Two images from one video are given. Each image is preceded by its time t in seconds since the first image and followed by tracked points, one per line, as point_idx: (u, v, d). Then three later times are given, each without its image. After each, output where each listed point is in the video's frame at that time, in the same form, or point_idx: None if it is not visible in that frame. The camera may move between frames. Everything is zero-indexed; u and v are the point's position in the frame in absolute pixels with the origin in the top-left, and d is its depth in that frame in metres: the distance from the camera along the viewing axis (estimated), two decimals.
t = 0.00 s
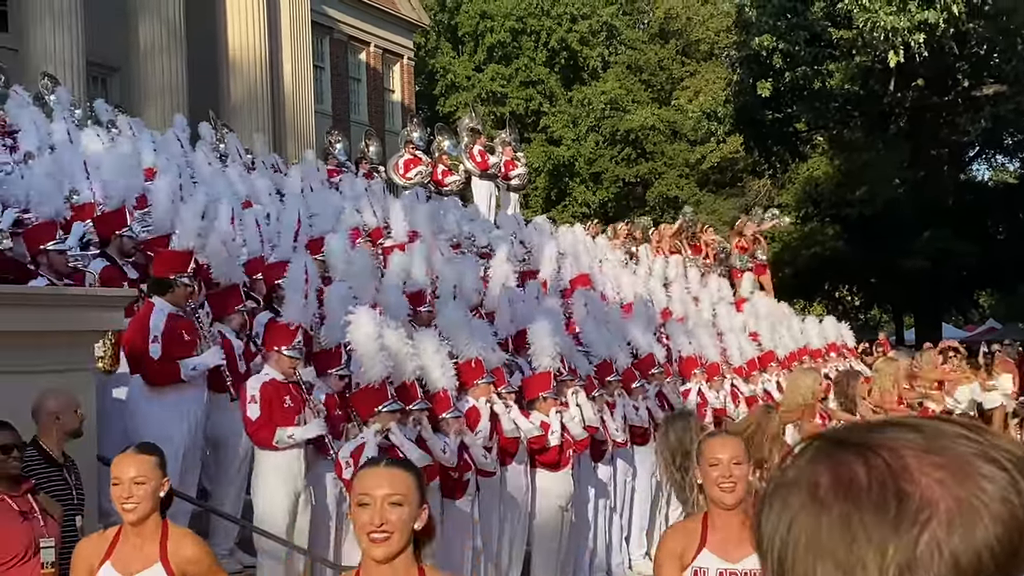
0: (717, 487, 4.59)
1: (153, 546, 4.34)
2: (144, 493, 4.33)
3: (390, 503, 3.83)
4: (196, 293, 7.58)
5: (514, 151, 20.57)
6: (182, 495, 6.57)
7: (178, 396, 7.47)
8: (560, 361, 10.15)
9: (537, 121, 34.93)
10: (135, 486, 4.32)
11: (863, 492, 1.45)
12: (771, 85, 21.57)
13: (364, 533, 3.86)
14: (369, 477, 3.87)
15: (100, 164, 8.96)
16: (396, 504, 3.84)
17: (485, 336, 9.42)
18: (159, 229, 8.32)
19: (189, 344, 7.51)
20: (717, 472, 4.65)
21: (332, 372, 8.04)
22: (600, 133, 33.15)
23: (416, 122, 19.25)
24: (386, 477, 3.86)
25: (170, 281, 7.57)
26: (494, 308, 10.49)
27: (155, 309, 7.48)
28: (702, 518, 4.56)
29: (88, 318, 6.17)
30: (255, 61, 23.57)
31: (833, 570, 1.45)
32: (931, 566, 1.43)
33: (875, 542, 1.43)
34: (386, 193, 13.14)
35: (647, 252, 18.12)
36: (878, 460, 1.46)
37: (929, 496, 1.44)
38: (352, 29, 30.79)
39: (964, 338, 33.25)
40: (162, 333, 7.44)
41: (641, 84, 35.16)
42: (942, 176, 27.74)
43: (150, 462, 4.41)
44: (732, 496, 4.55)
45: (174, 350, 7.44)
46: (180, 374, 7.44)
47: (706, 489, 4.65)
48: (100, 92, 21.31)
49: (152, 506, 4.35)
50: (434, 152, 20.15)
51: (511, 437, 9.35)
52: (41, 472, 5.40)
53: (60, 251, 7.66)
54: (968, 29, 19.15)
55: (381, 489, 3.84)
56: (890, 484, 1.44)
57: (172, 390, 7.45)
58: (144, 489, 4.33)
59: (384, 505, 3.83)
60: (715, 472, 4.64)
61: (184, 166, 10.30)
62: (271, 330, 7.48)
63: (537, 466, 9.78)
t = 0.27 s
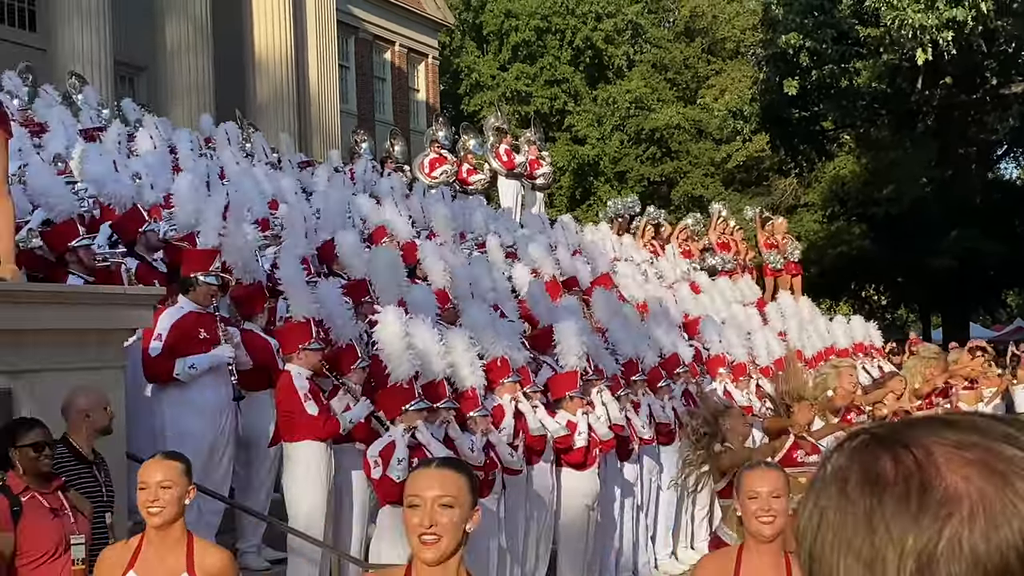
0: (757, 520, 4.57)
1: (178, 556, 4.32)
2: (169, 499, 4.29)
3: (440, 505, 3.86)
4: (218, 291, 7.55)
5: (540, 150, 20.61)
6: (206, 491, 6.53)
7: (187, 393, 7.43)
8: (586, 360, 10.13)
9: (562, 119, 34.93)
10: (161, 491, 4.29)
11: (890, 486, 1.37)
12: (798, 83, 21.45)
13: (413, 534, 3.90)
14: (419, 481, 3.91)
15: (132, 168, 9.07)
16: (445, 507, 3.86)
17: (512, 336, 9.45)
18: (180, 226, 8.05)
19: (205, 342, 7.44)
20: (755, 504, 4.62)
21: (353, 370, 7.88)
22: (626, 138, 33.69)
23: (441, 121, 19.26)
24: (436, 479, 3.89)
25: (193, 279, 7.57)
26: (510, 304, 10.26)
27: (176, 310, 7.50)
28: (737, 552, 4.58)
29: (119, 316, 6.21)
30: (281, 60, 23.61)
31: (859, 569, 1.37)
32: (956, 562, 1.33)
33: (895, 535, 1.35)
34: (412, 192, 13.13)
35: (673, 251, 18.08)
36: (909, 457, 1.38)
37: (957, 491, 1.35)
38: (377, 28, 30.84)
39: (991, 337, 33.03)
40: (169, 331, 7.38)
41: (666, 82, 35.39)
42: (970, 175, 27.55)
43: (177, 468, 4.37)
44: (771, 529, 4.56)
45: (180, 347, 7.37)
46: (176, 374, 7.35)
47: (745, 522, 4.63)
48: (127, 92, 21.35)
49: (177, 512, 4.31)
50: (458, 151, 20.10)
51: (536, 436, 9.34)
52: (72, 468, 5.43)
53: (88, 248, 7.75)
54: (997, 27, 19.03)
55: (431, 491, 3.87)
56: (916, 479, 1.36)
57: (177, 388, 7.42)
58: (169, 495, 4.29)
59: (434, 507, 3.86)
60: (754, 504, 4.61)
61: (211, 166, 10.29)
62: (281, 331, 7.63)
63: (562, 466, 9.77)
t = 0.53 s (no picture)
0: (777, 482, 4.45)
1: (205, 515, 4.15)
2: (193, 467, 4.13)
3: (457, 446, 3.14)
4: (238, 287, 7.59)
5: (560, 148, 20.61)
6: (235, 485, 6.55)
7: (208, 391, 7.49)
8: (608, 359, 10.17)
9: (582, 118, 34.91)
10: (185, 461, 4.13)
11: (934, 480, 1.52)
12: (820, 80, 21.28)
13: (434, 479, 3.18)
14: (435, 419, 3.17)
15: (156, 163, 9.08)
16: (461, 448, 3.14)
17: (535, 335, 9.52)
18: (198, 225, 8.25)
19: (224, 339, 7.48)
20: (774, 469, 4.47)
21: (373, 368, 7.91)
22: (647, 136, 33.71)
23: (461, 120, 19.27)
24: (453, 417, 3.15)
25: (214, 276, 7.61)
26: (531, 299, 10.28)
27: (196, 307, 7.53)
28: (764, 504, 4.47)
29: (143, 315, 6.25)
30: (302, 59, 23.66)
31: (900, 559, 1.52)
32: (998, 554, 1.47)
33: (941, 528, 1.49)
34: (433, 191, 13.14)
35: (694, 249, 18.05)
36: (950, 451, 1.54)
37: (1000, 484, 1.51)
38: (398, 28, 30.88)
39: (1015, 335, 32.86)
40: (191, 328, 7.44)
41: (687, 80, 35.28)
42: (993, 173, 27.39)
43: (198, 434, 4.18)
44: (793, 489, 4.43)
45: (199, 344, 7.42)
46: (194, 370, 7.41)
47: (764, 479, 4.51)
48: (150, 91, 21.31)
49: (204, 478, 4.15)
50: (481, 150, 20.15)
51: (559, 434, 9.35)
52: (96, 466, 5.45)
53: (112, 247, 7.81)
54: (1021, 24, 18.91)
55: (446, 432, 3.15)
56: (959, 473, 1.52)
57: (198, 385, 7.48)
58: (194, 464, 4.13)
59: (451, 450, 3.14)
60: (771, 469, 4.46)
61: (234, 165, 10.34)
62: (304, 331, 7.59)
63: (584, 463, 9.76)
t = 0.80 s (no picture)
0: (777, 490, 4.49)
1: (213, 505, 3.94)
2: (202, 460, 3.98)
3: (443, 458, 3.30)
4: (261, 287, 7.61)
5: (582, 147, 20.58)
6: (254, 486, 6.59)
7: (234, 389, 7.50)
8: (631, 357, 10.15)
9: (604, 116, 34.83)
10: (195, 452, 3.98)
11: (982, 477, 1.42)
12: (843, 77, 21.22)
13: (421, 494, 3.34)
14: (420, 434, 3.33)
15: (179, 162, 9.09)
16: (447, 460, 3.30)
17: (557, 334, 9.51)
18: (224, 226, 8.40)
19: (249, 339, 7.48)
20: (772, 476, 4.53)
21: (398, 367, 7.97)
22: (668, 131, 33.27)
23: (483, 118, 19.31)
24: (435, 431, 3.32)
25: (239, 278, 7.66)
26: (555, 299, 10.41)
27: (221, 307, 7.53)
28: (768, 516, 4.53)
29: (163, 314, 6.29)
30: (323, 59, 23.73)
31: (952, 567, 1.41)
32: None
33: (995, 529, 1.39)
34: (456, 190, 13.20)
35: (717, 248, 18.10)
36: (998, 443, 1.43)
37: None
38: (419, 27, 30.94)
39: None
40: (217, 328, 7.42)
41: (708, 78, 35.29)
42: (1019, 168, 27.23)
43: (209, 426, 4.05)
44: (793, 497, 4.47)
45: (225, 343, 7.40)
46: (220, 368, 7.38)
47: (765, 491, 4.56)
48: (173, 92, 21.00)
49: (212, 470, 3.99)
50: (504, 148, 20.16)
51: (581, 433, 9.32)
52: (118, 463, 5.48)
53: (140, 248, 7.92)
54: None
55: (431, 446, 3.31)
56: (1011, 472, 1.41)
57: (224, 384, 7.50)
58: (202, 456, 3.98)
59: (438, 464, 3.30)
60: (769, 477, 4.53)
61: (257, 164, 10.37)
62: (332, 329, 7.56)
63: (607, 462, 9.72)
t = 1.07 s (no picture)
0: (822, 468, 4.36)
1: (225, 510, 4.20)
2: (213, 462, 4.20)
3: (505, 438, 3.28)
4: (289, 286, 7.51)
5: (607, 145, 20.61)
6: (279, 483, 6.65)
7: (264, 389, 7.52)
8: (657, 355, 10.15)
9: (627, 114, 34.73)
10: (205, 454, 4.21)
11: (1013, 475, 1.49)
12: (866, 75, 21.04)
13: (478, 470, 3.30)
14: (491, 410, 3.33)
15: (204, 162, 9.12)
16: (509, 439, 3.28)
17: (583, 331, 9.54)
18: (249, 223, 8.23)
19: (278, 338, 7.49)
20: (821, 454, 4.41)
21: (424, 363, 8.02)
22: (693, 131, 33.54)
23: (507, 117, 19.32)
24: (498, 409, 3.30)
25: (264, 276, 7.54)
26: (579, 297, 10.39)
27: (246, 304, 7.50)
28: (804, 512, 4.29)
29: (192, 314, 6.31)
30: (347, 59, 23.78)
31: (985, 560, 1.48)
32: None
33: None
34: (480, 189, 13.22)
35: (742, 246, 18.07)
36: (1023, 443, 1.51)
37: None
38: (442, 26, 30.95)
39: None
40: (244, 329, 7.40)
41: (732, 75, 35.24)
42: None
43: (221, 431, 4.30)
44: (837, 478, 4.33)
45: (254, 343, 7.40)
46: (250, 369, 7.37)
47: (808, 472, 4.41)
48: (197, 92, 21.26)
49: (223, 474, 4.21)
50: (527, 147, 20.18)
51: (608, 430, 9.35)
52: (148, 462, 5.53)
53: (161, 247, 7.64)
54: None
55: (493, 422, 3.29)
56: None
57: (253, 382, 7.51)
58: (213, 457, 4.21)
59: (498, 441, 3.28)
60: (818, 453, 4.40)
61: (282, 164, 10.41)
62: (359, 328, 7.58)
63: (634, 460, 9.78)
